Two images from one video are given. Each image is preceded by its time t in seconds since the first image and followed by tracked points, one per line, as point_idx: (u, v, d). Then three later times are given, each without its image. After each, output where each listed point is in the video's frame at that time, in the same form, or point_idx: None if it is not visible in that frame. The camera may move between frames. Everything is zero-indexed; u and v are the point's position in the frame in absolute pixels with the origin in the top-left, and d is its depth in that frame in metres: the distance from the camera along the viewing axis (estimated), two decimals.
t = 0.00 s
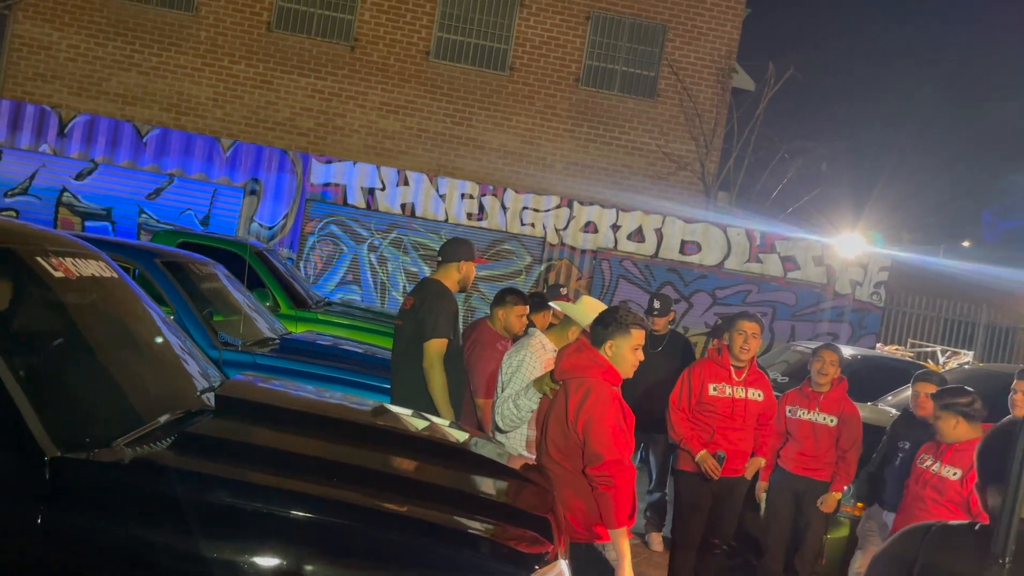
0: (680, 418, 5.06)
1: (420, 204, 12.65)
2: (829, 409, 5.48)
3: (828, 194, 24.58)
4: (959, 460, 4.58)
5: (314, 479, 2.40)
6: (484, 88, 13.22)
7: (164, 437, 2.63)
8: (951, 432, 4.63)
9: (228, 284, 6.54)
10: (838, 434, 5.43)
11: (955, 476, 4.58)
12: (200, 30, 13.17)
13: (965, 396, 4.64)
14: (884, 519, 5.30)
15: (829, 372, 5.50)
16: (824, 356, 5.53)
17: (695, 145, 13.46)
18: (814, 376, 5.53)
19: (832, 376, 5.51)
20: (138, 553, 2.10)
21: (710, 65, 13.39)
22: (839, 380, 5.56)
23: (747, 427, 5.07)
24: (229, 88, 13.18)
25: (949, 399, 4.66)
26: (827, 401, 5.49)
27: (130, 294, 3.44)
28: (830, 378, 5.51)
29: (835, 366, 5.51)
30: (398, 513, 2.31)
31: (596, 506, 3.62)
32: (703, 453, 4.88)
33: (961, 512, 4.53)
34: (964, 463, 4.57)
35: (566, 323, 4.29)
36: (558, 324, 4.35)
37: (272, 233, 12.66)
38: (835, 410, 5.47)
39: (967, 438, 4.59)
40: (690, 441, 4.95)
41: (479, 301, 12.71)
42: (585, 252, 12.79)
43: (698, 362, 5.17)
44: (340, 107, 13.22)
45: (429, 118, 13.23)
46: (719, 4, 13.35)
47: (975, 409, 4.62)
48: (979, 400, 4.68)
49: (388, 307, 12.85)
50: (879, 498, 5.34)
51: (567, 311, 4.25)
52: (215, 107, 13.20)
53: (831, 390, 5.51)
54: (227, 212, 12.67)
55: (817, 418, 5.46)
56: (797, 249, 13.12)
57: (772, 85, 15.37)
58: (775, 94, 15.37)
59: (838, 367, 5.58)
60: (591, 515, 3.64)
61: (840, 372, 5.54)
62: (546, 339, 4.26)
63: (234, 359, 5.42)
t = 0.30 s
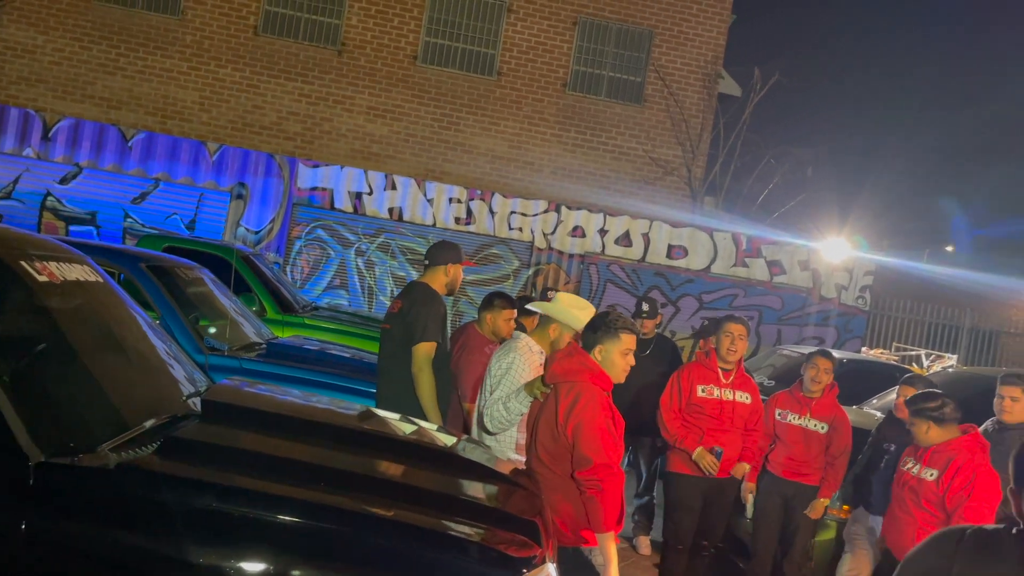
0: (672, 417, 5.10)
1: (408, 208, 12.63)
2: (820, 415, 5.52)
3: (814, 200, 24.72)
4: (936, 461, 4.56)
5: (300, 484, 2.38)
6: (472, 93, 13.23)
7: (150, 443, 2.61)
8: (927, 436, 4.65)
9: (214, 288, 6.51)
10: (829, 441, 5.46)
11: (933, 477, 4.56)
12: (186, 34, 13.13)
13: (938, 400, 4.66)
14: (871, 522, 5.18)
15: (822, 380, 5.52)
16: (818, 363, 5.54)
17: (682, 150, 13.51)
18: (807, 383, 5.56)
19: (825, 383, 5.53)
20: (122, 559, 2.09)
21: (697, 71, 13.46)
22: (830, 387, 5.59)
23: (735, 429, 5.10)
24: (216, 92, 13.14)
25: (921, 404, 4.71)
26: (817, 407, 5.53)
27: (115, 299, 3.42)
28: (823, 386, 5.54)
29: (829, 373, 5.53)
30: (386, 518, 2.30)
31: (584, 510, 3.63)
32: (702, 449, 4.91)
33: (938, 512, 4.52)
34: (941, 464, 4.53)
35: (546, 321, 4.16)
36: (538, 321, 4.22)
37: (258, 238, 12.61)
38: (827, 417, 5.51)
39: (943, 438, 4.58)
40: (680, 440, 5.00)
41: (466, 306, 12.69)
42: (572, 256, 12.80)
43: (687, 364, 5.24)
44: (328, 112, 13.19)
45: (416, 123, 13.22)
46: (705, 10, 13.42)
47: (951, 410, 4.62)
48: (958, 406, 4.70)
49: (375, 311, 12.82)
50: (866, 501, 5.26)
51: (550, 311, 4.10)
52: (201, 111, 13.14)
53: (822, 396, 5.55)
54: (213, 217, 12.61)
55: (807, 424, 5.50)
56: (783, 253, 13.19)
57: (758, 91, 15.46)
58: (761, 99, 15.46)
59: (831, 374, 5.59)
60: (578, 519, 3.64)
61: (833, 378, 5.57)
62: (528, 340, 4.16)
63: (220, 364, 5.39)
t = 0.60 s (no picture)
0: (660, 421, 5.13)
1: (394, 212, 12.63)
2: (808, 420, 5.55)
3: (798, 204, 24.88)
4: (919, 464, 4.60)
5: (286, 488, 2.38)
6: (459, 97, 13.24)
7: (136, 447, 2.60)
8: (912, 439, 4.69)
9: (200, 293, 6.48)
10: (817, 446, 5.49)
11: (916, 479, 4.60)
12: (171, 36, 13.07)
13: (924, 403, 4.69)
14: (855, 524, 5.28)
15: (812, 384, 5.55)
16: (808, 368, 5.56)
17: (668, 154, 13.56)
18: (797, 387, 5.59)
19: (814, 388, 5.57)
20: (107, 564, 2.07)
21: (682, 76, 13.54)
22: (818, 392, 5.64)
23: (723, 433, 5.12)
24: (201, 94, 13.08)
25: (907, 406, 4.75)
26: (806, 412, 5.56)
27: (100, 303, 3.40)
28: (812, 390, 5.58)
29: (818, 378, 5.55)
30: (373, 521, 2.30)
31: (571, 512, 3.63)
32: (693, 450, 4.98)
33: (920, 515, 4.55)
34: (924, 467, 4.57)
35: (530, 322, 4.15)
36: (522, 323, 4.19)
37: (244, 241, 12.56)
38: (815, 422, 5.54)
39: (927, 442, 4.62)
40: (667, 441, 5.06)
41: (453, 310, 12.68)
42: (559, 260, 12.83)
43: (674, 368, 5.26)
44: (314, 115, 13.16)
45: (403, 127, 13.21)
46: (691, 15, 13.50)
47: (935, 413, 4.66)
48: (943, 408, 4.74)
49: (362, 315, 12.78)
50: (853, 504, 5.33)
51: (533, 311, 4.12)
52: (186, 114, 13.08)
53: (811, 401, 5.59)
54: (198, 220, 12.55)
55: (796, 428, 5.52)
56: (768, 257, 13.27)
57: (743, 96, 15.55)
58: (746, 104, 15.56)
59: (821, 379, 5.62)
60: (565, 521, 3.64)
61: (822, 384, 5.60)
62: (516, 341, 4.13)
63: (205, 368, 5.36)
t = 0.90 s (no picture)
0: (645, 425, 5.15)
1: (380, 215, 12.61)
2: (796, 425, 5.58)
3: (783, 207, 25.03)
4: (903, 466, 4.64)
5: (271, 492, 2.37)
6: (445, 100, 13.24)
7: (119, 451, 2.59)
8: (902, 437, 4.72)
9: (184, 296, 6.45)
10: (802, 451, 5.54)
11: (900, 481, 4.63)
12: (156, 37, 13.00)
13: (917, 403, 4.73)
14: (836, 526, 5.25)
15: (801, 389, 5.56)
16: (798, 373, 5.57)
17: (653, 158, 13.61)
18: (786, 391, 5.60)
19: (803, 393, 5.58)
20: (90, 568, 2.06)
21: (668, 80, 13.59)
22: (808, 397, 5.65)
23: (707, 436, 5.14)
24: (186, 96, 13.02)
25: (903, 405, 4.77)
26: (793, 417, 5.59)
27: (84, 306, 3.38)
28: (801, 395, 5.59)
29: (807, 383, 5.57)
30: (360, 525, 2.29)
31: (556, 515, 3.64)
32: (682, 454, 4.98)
33: (905, 517, 4.59)
34: (908, 468, 4.61)
35: (516, 324, 4.16)
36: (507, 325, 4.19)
37: (228, 244, 12.49)
38: (802, 428, 5.56)
39: (912, 444, 4.66)
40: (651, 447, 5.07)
41: (439, 312, 12.67)
42: (545, 263, 12.84)
43: (659, 371, 5.27)
44: (300, 118, 13.13)
45: (389, 129, 13.20)
46: (676, 19, 13.57)
47: (921, 414, 4.70)
48: (931, 406, 4.78)
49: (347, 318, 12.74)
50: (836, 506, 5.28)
51: (519, 312, 4.13)
52: (171, 115, 13.02)
53: (800, 406, 5.61)
54: (182, 223, 12.48)
55: (783, 433, 5.55)
56: (752, 261, 13.33)
57: (728, 100, 15.63)
58: (732, 108, 15.63)
59: (810, 384, 5.64)
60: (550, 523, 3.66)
61: (811, 389, 5.62)
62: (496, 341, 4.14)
63: (189, 371, 5.34)
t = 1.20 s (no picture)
0: (624, 431, 5.16)
1: (368, 216, 12.57)
2: (785, 428, 5.62)
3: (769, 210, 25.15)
4: (892, 466, 4.66)
5: (256, 495, 2.36)
6: (434, 101, 13.23)
7: (103, 453, 2.57)
8: (892, 439, 4.71)
9: (170, 297, 6.41)
10: (790, 454, 5.58)
11: (888, 481, 4.65)
12: (142, 37, 12.93)
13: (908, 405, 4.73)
14: (821, 526, 5.30)
15: (793, 393, 5.60)
16: (790, 376, 5.61)
17: (641, 160, 13.65)
18: (777, 394, 5.63)
19: (794, 397, 5.62)
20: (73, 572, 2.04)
21: (656, 83, 13.64)
22: (798, 401, 5.69)
23: (688, 438, 5.15)
24: (173, 96, 12.96)
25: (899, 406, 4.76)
26: (783, 419, 5.63)
27: (68, 308, 3.36)
28: (792, 399, 5.63)
29: (799, 387, 5.61)
30: (346, 528, 2.29)
31: (543, 517, 3.64)
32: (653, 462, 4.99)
33: (893, 517, 4.62)
34: (897, 469, 4.63)
35: (506, 327, 4.09)
36: (494, 328, 4.14)
37: (215, 245, 12.43)
38: (791, 431, 5.61)
39: (900, 445, 4.67)
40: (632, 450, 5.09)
41: (427, 314, 12.66)
42: (533, 265, 12.84)
43: (639, 374, 5.30)
44: (287, 119, 13.09)
45: (377, 130, 13.18)
46: (664, 22, 13.62)
47: (910, 414, 4.70)
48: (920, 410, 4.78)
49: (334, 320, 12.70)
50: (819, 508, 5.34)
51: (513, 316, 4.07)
52: (157, 115, 12.95)
53: (790, 409, 5.65)
54: (168, 223, 12.41)
55: (773, 435, 5.59)
56: (739, 263, 13.39)
57: (716, 103, 15.67)
58: (719, 111, 15.69)
59: (800, 387, 5.68)
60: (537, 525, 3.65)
61: (802, 393, 5.66)
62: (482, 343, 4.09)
63: (175, 373, 5.31)
